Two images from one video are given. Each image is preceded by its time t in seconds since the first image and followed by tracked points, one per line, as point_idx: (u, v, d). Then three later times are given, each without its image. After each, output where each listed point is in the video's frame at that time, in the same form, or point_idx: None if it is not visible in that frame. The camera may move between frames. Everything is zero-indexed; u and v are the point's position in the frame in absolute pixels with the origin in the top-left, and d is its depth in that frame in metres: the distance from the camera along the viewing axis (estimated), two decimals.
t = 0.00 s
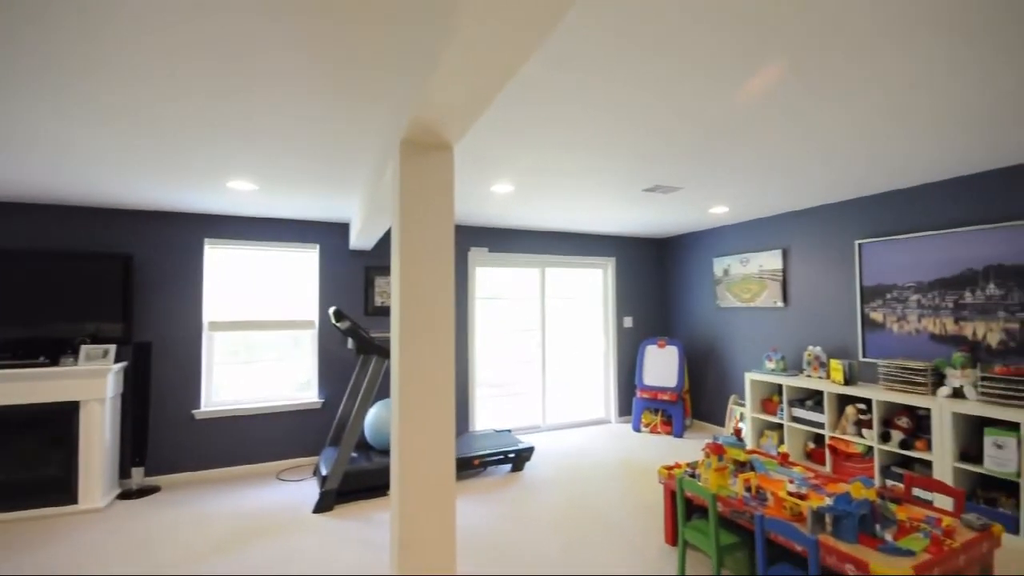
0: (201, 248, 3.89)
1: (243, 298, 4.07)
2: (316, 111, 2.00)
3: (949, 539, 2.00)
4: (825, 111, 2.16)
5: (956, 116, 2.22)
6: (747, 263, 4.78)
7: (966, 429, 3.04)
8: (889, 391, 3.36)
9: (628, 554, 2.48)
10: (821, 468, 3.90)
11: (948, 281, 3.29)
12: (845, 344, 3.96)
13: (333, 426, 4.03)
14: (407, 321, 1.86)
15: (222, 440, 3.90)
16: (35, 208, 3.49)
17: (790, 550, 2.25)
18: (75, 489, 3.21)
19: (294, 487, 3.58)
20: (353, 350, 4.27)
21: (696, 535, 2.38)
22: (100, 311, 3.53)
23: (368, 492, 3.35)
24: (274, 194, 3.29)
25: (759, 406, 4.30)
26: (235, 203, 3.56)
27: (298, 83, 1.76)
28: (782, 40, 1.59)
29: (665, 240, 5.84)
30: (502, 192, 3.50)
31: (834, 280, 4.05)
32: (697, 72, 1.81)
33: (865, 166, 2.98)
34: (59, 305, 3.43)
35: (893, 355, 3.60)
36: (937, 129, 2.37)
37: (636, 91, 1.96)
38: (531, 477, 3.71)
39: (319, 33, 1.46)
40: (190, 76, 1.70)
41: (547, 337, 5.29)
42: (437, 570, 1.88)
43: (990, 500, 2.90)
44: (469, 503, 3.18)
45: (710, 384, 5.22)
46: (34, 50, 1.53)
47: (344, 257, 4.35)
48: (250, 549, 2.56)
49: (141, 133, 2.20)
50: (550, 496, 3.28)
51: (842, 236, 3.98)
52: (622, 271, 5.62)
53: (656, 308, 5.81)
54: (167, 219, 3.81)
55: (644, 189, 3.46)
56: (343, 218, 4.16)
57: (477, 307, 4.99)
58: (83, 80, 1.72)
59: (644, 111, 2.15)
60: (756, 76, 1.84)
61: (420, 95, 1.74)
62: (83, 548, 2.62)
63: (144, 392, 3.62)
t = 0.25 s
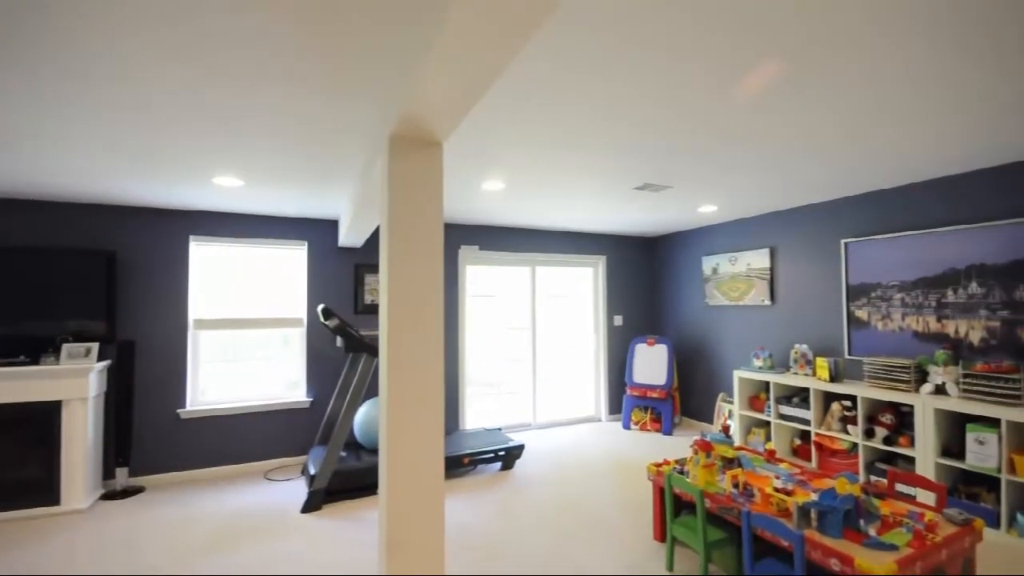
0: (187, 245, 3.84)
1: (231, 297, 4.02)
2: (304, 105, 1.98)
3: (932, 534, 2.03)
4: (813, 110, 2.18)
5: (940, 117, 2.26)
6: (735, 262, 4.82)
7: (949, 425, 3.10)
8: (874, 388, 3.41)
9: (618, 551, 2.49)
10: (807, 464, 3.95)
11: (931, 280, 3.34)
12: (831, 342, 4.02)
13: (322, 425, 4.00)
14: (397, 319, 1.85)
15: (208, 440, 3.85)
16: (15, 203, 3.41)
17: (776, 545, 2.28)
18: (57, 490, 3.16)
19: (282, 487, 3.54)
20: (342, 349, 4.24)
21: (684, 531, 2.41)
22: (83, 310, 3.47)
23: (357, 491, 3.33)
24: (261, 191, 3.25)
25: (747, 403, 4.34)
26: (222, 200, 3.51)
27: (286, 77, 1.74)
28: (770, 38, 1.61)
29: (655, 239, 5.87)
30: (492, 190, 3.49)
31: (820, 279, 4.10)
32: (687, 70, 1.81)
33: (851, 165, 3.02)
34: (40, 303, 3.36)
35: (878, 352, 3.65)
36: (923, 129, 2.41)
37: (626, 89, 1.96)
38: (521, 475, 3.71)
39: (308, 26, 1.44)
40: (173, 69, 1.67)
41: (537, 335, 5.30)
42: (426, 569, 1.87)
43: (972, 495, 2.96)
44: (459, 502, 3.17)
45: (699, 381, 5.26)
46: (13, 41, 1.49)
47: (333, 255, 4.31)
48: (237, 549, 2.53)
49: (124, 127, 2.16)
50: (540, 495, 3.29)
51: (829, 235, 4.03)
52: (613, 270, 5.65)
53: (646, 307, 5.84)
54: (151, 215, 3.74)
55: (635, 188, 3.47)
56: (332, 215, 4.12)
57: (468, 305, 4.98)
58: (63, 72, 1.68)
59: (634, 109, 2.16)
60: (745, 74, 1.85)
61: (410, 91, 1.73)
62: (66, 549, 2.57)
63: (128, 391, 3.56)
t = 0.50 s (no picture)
0: (178, 244, 3.80)
1: (223, 296, 3.99)
2: (298, 104, 1.97)
3: (923, 532, 2.05)
4: (807, 111, 2.19)
5: (932, 117, 2.28)
6: (729, 262, 4.84)
7: (940, 424, 3.12)
8: (866, 388, 3.43)
9: (613, 551, 2.49)
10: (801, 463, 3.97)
11: (922, 281, 3.38)
12: (823, 342, 4.04)
13: (315, 425, 3.98)
14: (391, 318, 1.84)
15: (200, 440, 3.82)
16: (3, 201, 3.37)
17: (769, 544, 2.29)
18: (46, 492, 3.12)
19: (275, 488, 3.52)
20: (336, 348, 4.22)
21: (679, 531, 2.42)
22: (73, 309, 3.43)
23: (352, 492, 3.31)
24: (255, 189, 3.23)
25: (741, 403, 4.36)
26: (214, 198, 3.48)
27: (280, 76, 1.73)
28: (765, 39, 1.61)
29: (649, 239, 5.89)
30: (487, 190, 3.49)
31: (813, 279, 4.13)
32: (683, 70, 1.82)
33: (845, 166, 3.04)
34: (29, 302, 3.32)
35: (870, 352, 3.68)
36: (916, 129, 2.43)
37: (622, 89, 1.97)
38: (516, 475, 3.71)
39: (302, 24, 1.43)
40: (165, 67, 1.65)
41: (532, 335, 5.30)
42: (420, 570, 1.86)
43: (963, 493, 2.99)
44: (454, 502, 3.17)
45: (693, 381, 5.29)
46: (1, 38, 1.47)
47: (326, 254, 4.29)
48: (229, 550, 2.51)
49: (114, 126, 2.13)
50: (535, 495, 3.29)
51: (822, 236, 4.06)
52: (607, 270, 5.66)
53: (640, 307, 5.86)
54: (142, 214, 3.71)
55: (629, 188, 3.48)
56: (326, 214, 4.11)
57: (462, 305, 4.97)
58: (53, 70, 1.66)
59: (630, 109, 2.16)
60: (740, 75, 1.86)
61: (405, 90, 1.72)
62: (56, 551, 2.54)
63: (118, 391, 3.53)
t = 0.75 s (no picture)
0: (175, 245, 3.79)
1: (219, 297, 3.97)
2: (296, 104, 1.96)
3: (920, 533, 2.05)
4: (805, 111, 2.20)
5: (929, 118, 2.29)
6: (726, 263, 4.85)
7: (936, 425, 3.14)
8: (862, 389, 3.44)
9: (611, 552, 2.49)
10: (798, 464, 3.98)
11: (918, 282, 3.39)
12: (821, 342, 4.05)
13: (313, 426, 3.97)
14: (388, 319, 1.84)
15: (196, 442, 3.80)
16: None
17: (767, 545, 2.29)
18: (42, 493, 3.10)
19: (272, 489, 3.51)
20: (333, 349, 4.21)
21: (677, 532, 2.42)
22: (68, 310, 3.41)
23: (349, 493, 3.30)
24: (252, 189, 3.22)
25: (738, 404, 4.37)
26: (211, 198, 3.47)
27: (278, 75, 1.73)
28: (764, 39, 1.61)
29: (647, 240, 5.89)
30: (485, 190, 3.49)
31: (810, 280, 4.14)
32: (681, 70, 1.82)
33: (842, 167, 3.05)
34: (24, 303, 3.30)
35: (866, 353, 3.69)
36: (914, 130, 2.44)
37: (620, 89, 1.97)
38: (514, 476, 3.71)
39: (301, 23, 1.42)
40: (161, 66, 1.64)
41: (529, 336, 5.29)
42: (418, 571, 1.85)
43: (960, 494, 3.00)
44: (452, 502, 3.16)
45: (691, 381, 5.29)
46: None
47: (324, 255, 4.28)
48: (226, 551, 2.50)
49: (111, 126, 2.12)
50: (533, 496, 3.28)
51: (819, 237, 4.07)
52: (605, 271, 5.66)
53: (638, 308, 5.86)
54: (138, 214, 3.69)
55: (627, 189, 3.48)
56: (324, 214, 4.10)
57: (460, 306, 4.96)
58: (48, 69, 1.65)
59: (628, 109, 2.17)
60: (739, 75, 1.86)
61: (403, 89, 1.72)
62: (51, 552, 2.52)
63: (114, 392, 3.51)
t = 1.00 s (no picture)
0: (175, 245, 3.79)
1: (219, 298, 3.97)
2: (296, 104, 1.96)
3: (922, 532, 2.05)
4: (805, 111, 2.20)
5: (930, 118, 2.29)
6: (726, 263, 4.85)
7: (937, 424, 3.13)
8: (863, 388, 3.44)
9: (612, 552, 2.49)
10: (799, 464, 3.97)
11: (919, 281, 3.39)
12: (821, 342, 4.05)
13: (313, 427, 3.97)
14: (389, 318, 1.84)
15: (196, 442, 3.80)
16: None
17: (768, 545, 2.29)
18: (42, 494, 3.10)
19: (272, 490, 3.50)
20: (334, 350, 4.21)
21: (678, 531, 2.41)
22: (68, 310, 3.41)
23: (349, 493, 3.30)
24: (252, 190, 3.22)
25: (739, 404, 4.37)
26: (211, 199, 3.47)
27: (278, 76, 1.72)
28: (765, 39, 1.61)
29: (647, 240, 5.89)
30: (485, 190, 3.49)
31: (810, 279, 4.14)
32: (682, 70, 1.82)
33: (842, 166, 3.04)
34: (24, 303, 3.31)
35: (867, 353, 3.69)
36: (914, 130, 2.44)
37: (620, 89, 1.97)
38: (514, 476, 3.71)
39: (301, 23, 1.42)
40: (161, 66, 1.64)
41: (530, 336, 5.29)
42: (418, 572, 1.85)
43: (961, 493, 3.00)
44: (452, 503, 3.16)
45: (691, 381, 5.29)
46: None
47: (324, 256, 4.28)
48: (226, 552, 2.50)
49: (111, 126, 2.12)
50: (533, 496, 3.28)
51: (819, 237, 4.07)
52: (605, 270, 5.66)
53: (638, 308, 5.86)
54: (138, 214, 3.69)
55: (627, 189, 3.48)
56: (324, 215, 4.10)
57: (460, 306, 4.96)
58: (49, 70, 1.65)
59: (628, 109, 2.16)
60: (740, 75, 1.86)
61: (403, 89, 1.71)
62: (51, 553, 2.52)
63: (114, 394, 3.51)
